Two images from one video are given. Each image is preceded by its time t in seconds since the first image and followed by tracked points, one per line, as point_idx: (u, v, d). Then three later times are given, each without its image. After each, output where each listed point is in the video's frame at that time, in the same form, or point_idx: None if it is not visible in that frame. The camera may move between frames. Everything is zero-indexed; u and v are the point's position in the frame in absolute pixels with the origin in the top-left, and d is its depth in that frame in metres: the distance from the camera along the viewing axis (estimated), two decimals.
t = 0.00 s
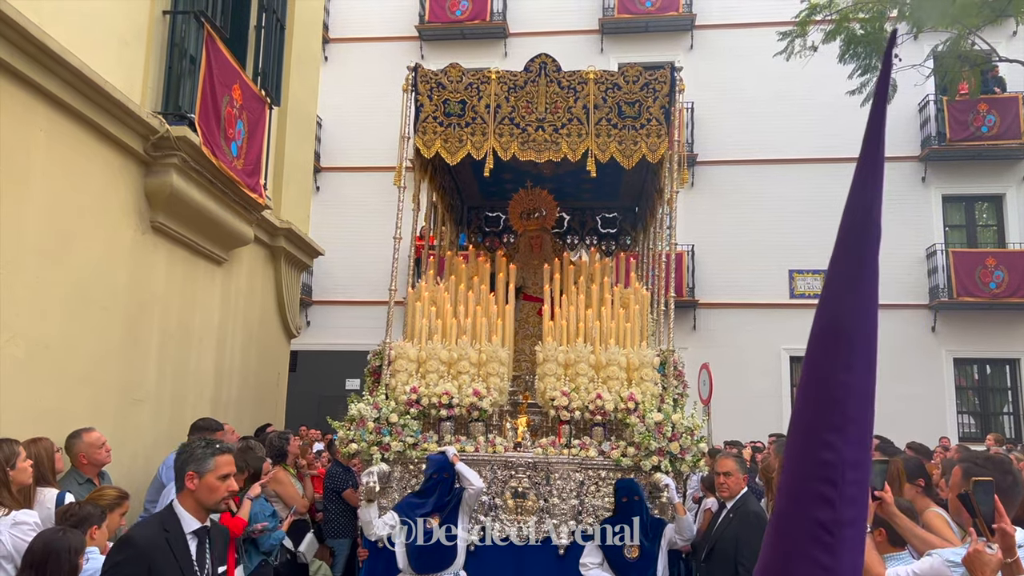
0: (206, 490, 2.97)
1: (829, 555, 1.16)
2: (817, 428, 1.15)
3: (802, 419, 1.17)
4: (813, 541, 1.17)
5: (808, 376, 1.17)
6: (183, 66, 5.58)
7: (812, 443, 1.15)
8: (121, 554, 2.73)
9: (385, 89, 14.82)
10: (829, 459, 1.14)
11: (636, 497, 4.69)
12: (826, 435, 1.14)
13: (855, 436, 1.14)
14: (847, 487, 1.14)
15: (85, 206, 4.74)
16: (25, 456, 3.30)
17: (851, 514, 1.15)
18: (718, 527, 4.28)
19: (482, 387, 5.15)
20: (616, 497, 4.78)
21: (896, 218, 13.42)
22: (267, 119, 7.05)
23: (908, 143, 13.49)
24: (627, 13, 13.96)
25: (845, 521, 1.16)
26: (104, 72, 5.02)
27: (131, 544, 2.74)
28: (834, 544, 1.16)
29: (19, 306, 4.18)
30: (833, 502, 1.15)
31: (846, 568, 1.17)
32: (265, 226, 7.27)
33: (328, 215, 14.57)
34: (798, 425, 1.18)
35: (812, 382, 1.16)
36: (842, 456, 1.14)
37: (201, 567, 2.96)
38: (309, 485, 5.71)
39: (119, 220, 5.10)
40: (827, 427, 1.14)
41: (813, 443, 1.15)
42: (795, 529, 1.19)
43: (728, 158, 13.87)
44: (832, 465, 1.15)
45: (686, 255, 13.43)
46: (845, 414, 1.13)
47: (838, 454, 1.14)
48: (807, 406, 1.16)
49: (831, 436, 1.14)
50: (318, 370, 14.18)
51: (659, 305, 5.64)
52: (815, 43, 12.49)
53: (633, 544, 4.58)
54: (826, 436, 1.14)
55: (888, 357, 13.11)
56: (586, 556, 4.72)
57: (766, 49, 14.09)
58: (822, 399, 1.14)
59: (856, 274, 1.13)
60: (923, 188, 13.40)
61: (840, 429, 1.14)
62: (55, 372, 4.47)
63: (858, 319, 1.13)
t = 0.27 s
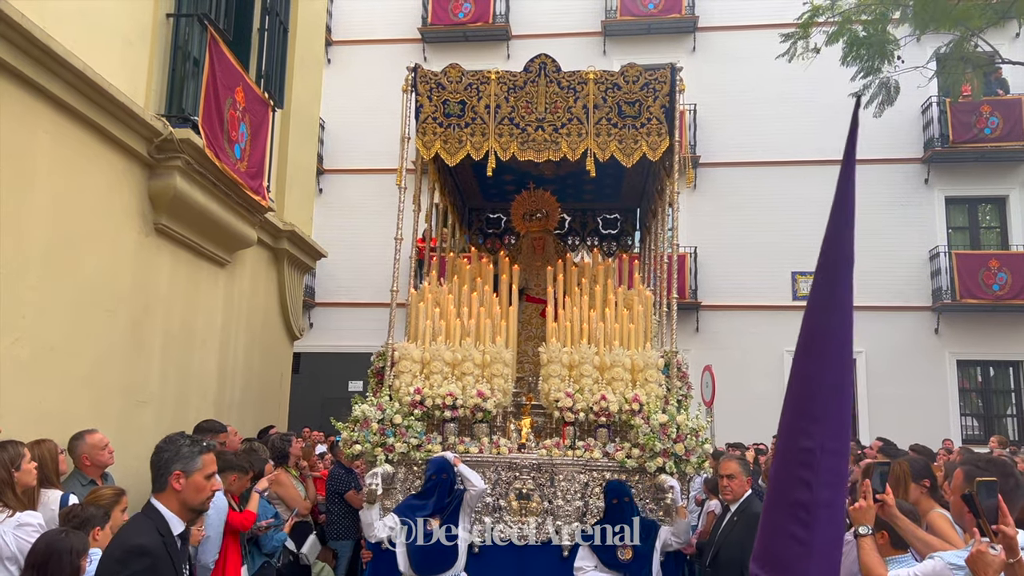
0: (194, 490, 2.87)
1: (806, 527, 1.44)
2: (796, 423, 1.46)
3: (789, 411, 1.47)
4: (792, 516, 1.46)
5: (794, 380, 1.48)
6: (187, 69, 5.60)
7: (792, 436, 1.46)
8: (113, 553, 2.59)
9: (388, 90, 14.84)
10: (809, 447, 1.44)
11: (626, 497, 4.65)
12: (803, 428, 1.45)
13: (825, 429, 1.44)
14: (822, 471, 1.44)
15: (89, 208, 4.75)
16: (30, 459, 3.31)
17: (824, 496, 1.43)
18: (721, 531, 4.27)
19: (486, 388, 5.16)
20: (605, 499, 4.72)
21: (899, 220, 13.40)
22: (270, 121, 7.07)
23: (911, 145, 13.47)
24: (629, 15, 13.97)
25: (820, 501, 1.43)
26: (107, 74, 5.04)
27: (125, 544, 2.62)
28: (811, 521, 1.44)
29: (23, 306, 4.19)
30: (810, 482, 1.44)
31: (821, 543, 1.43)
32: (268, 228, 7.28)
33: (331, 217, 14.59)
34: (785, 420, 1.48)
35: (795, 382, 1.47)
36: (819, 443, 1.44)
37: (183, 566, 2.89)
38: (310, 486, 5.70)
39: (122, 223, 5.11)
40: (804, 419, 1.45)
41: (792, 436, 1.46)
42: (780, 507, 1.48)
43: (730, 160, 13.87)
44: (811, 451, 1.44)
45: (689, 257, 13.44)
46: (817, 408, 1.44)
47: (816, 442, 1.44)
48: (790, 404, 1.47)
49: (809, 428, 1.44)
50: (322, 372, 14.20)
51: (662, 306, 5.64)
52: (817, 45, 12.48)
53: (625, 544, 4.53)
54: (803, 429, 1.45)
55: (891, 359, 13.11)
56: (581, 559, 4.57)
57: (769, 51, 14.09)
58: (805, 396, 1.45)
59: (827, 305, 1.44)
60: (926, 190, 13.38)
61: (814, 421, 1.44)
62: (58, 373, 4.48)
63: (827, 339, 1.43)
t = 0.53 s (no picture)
0: (184, 490, 2.86)
1: (792, 516, 1.78)
2: (782, 431, 1.79)
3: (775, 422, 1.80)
4: (782, 509, 1.80)
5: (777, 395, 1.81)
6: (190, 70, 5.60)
7: (779, 449, 1.79)
8: (105, 548, 2.50)
9: (390, 92, 14.85)
10: (791, 450, 1.78)
11: (622, 499, 4.67)
12: (789, 435, 1.78)
13: (806, 433, 1.76)
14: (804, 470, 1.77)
15: (93, 210, 4.76)
16: (34, 459, 3.30)
17: (807, 493, 1.78)
18: (725, 533, 4.28)
19: (494, 390, 5.15)
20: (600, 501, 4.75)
21: (902, 221, 13.39)
22: (273, 123, 7.09)
23: (913, 146, 13.46)
24: (632, 17, 13.97)
25: (803, 498, 1.78)
26: (111, 75, 5.04)
27: (118, 539, 2.53)
28: (795, 512, 1.78)
29: (27, 307, 4.20)
30: (793, 481, 1.78)
31: (805, 534, 1.77)
32: (271, 229, 7.29)
33: (334, 219, 14.60)
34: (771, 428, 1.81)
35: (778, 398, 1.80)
36: (801, 447, 1.77)
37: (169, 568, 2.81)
38: (313, 488, 5.69)
39: (126, 224, 5.12)
40: (788, 427, 1.78)
41: (779, 442, 1.79)
42: (771, 507, 1.82)
43: (733, 161, 13.86)
44: (793, 453, 1.78)
45: (692, 258, 13.43)
46: (800, 418, 1.76)
47: (798, 445, 1.77)
48: (774, 416, 1.80)
49: (792, 434, 1.78)
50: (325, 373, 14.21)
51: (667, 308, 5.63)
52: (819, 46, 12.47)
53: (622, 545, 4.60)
54: (788, 435, 1.78)
55: (894, 360, 13.09)
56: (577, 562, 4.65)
57: (771, 52, 14.08)
58: (785, 408, 1.78)
59: (803, 342, 1.76)
60: (929, 191, 13.36)
61: (796, 429, 1.77)
62: (62, 374, 4.48)
63: (804, 369, 1.76)
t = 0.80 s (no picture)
0: (160, 490, 2.78)
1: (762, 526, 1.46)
2: (748, 428, 1.46)
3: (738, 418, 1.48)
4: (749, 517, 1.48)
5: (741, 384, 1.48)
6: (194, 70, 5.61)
7: (742, 442, 1.46)
8: (90, 549, 2.42)
9: (393, 93, 14.86)
10: (757, 451, 1.45)
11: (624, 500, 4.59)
12: (754, 434, 1.45)
13: (774, 430, 1.44)
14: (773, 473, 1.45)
15: (96, 210, 4.76)
16: (39, 459, 3.29)
17: (774, 495, 1.45)
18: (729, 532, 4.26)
19: (496, 390, 5.15)
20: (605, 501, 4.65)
21: (904, 222, 13.38)
22: (276, 123, 7.09)
23: (916, 147, 13.45)
24: (634, 18, 13.98)
25: (771, 500, 1.45)
26: (114, 75, 5.05)
27: (103, 539, 2.45)
28: (766, 518, 1.46)
29: (32, 308, 4.21)
30: (762, 483, 1.45)
31: (776, 538, 1.46)
32: (275, 230, 7.30)
33: (336, 220, 14.62)
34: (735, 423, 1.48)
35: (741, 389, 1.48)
36: (768, 448, 1.44)
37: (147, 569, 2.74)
38: (316, 489, 5.71)
39: (129, 224, 5.12)
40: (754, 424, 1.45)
41: (743, 440, 1.47)
42: (737, 511, 1.49)
43: (735, 162, 13.85)
44: (761, 456, 1.45)
45: (694, 259, 13.43)
46: (765, 410, 1.44)
47: (762, 446, 1.45)
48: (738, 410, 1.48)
49: (758, 433, 1.45)
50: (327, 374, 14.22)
51: (670, 309, 5.63)
52: (822, 47, 12.47)
53: (626, 547, 4.50)
54: (754, 433, 1.45)
55: (897, 362, 13.08)
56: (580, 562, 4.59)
57: (773, 53, 14.08)
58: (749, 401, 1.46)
59: (762, 314, 1.44)
60: (932, 192, 13.35)
61: (760, 426, 1.45)
62: (65, 375, 4.49)
63: (762, 345, 1.44)
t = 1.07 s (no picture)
0: (141, 492, 2.73)
1: (723, 516, 1.74)
2: (702, 428, 1.76)
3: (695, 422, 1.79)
4: (711, 509, 1.75)
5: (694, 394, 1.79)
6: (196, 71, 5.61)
7: (700, 441, 1.76)
8: (62, 544, 2.40)
9: (395, 94, 14.86)
10: (712, 447, 1.75)
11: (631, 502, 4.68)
12: (708, 432, 1.75)
13: (725, 428, 1.75)
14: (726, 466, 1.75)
15: (99, 211, 4.77)
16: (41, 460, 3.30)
17: (733, 487, 1.74)
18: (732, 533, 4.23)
19: (493, 391, 5.14)
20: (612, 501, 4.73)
21: (906, 223, 13.37)
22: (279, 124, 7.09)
23: (918, 148, 13.44)
24: (636, 19, 13.99)
25: (730, 492, 1.74)
26: (117, 75, 5.05)
27: (76, 534, 2.43)
28: (725, 509, 1.74)
29: (35, 308, 4.21)
30: (719, 477, 1.74)
31: (736, 528, 1.73)
32: (276, 231, 7.31)
33: (338, 221, 14.62)
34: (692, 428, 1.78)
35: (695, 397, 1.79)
36: (722, 443, 1.74)
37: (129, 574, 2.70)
38: (319, 489, 5.72)
39: (132, 225, 5.13)
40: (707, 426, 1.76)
41: (700, 439, 1.76)
42: (700, 505, 1.77)
43: (738, 163, 13.84)
44: (716, 451, 1.75)
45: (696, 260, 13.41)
46: (718, 414, 1.75)
47: (718, 442, 1.75)
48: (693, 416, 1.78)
49: (711, 431, 1.75)
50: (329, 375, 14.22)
51: (671, 309, 5.62)
52: (824, 47, 12.46)
53: (630, 549, 4.61)
54: (707, 432, 1.75)
55: (899, 363, 13.06)
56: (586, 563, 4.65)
57: (776, 54, 14.07)
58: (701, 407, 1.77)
59: (708, 334, 1.76)
60: (935, 193, 13.33)
61: (714, 425, 1.75)
62: (68, 375, 4.49)
63: (714, 357, 1.77)
